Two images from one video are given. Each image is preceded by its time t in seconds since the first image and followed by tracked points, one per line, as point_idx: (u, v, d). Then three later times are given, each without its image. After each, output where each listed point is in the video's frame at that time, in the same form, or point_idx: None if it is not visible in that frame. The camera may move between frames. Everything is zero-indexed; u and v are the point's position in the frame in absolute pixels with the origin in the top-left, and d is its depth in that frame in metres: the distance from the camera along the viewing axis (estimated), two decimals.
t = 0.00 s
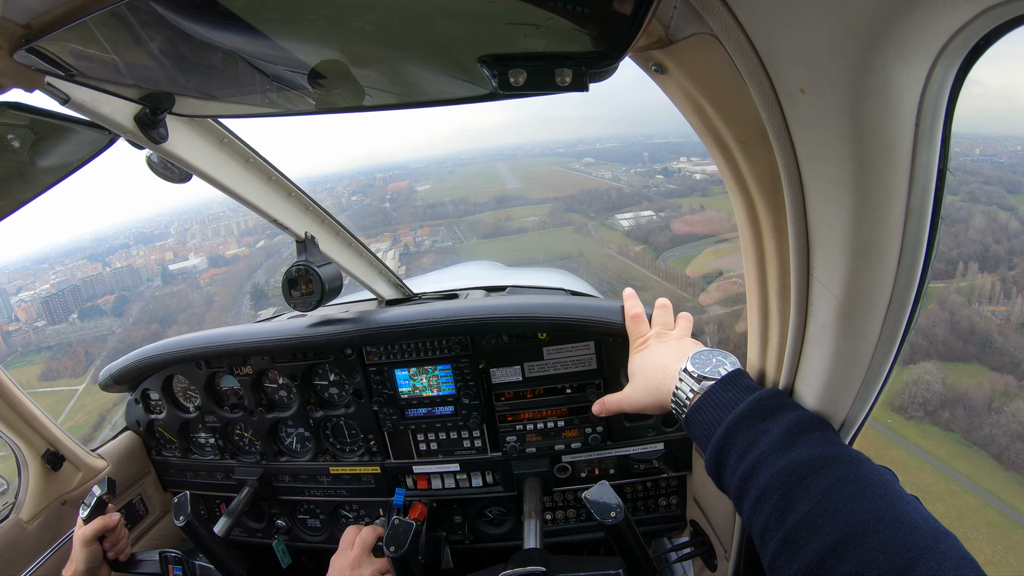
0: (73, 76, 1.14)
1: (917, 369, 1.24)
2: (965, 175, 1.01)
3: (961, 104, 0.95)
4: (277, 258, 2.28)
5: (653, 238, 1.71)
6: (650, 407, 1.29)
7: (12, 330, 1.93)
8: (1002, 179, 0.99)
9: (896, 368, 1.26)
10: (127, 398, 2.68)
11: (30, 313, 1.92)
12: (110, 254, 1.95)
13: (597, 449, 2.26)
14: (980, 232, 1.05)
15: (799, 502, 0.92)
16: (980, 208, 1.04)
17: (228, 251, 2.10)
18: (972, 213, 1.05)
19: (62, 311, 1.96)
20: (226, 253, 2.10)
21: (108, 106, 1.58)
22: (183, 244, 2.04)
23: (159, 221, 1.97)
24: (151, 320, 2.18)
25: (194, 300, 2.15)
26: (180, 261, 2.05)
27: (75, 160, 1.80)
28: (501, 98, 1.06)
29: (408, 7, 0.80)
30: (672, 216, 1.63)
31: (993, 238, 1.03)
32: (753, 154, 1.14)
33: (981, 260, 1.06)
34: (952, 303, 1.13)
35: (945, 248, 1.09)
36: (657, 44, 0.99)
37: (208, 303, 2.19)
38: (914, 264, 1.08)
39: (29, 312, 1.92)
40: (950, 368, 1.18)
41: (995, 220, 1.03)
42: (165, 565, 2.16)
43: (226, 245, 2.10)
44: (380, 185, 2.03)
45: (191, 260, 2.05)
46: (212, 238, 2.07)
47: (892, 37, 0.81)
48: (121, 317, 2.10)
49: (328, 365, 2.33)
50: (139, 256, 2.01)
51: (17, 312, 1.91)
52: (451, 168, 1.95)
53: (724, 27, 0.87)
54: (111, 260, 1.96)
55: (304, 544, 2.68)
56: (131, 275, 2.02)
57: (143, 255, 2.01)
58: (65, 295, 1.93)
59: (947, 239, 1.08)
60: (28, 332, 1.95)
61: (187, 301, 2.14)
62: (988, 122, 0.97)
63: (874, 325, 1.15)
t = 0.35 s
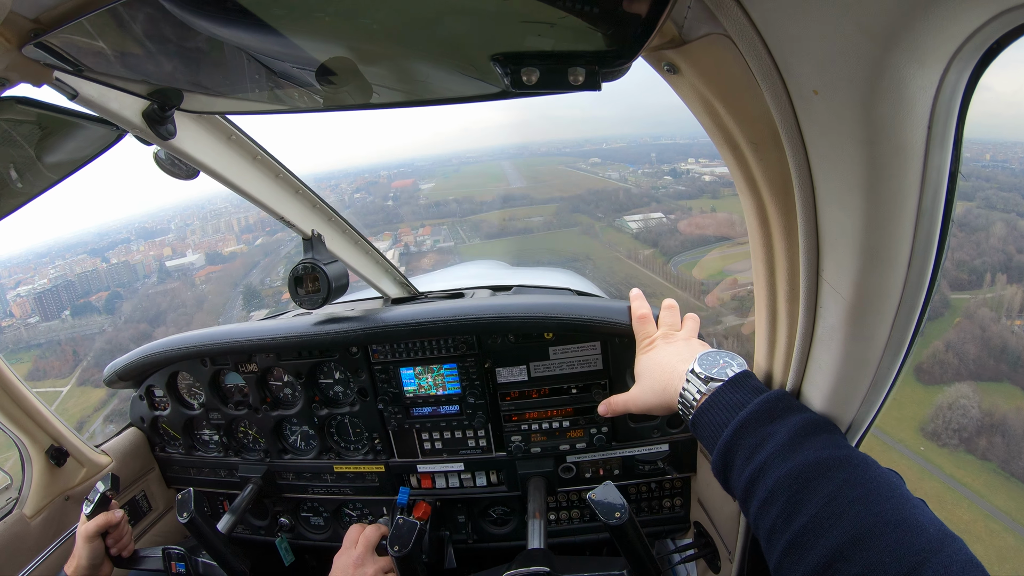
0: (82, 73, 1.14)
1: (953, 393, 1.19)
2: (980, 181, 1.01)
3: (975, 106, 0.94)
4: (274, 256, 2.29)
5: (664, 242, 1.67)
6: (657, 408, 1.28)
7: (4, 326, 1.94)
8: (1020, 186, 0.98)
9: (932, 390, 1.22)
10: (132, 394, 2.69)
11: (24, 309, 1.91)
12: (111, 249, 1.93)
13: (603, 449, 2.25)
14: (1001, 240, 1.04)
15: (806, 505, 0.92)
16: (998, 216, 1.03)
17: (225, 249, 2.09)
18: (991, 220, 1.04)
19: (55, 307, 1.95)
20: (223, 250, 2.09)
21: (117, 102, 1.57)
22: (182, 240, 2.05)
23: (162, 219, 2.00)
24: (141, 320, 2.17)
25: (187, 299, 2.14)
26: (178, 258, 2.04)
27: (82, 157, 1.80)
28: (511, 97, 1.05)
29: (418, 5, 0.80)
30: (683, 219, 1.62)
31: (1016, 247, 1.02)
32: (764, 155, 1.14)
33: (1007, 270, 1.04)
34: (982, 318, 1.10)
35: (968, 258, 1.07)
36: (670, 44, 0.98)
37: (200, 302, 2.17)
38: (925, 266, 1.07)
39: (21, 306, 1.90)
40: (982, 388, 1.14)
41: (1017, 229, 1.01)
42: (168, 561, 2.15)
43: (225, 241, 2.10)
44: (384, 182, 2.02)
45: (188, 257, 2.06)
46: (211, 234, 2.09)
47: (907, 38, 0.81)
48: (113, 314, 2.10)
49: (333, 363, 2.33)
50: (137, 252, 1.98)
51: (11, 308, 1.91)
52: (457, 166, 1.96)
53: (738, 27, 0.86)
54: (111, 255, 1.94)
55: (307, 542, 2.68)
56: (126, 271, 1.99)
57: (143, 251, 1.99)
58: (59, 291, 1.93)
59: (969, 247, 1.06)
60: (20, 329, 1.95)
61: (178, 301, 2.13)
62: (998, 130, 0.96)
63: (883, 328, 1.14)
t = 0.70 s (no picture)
0: (73, 75, 1.14)
1: (985, 407, 1.19)
2: (986, 177, 1.03)
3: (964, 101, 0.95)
4: (263, 257, 2.24)
5: (665, 241, 1.69)
6: (652, 405, 1.28)
7: None
8: None
9: (964, 404, 1.21)
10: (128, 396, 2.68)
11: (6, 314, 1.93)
12: (101, 251, 1.95)
13: (598, 446, 2.26)
14: (1014, 238, 1.05)
15: (801, 501, 0.92)
16: (1009, 214, 1.04)
17: (215, 249, 2.09)
18: (1002, 218, 1.05)
19: (40, 311, 1.95)
20: (212, 250, 2.10)
21: (108, 104, 1.57)
22: (172, 241, 2.05)
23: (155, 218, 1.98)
24: (123, 324, 2.17)
25: (171, 301, 2.18)
26: (167, 258, 2.07)
27: (74, 159, 1.79)
28: (501, 95, 1.05)
29: (407, 6, 0.80)
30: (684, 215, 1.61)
31: None
32: (755, 152, 1.14)
33: None
34: (1004, 322, 1.11)
35: (984, 258, 1.09)
36: (659, 40, 0.99)
37: (183, 305, 2.21)
38: (917, 261, 1.08)
39: (7, 311, 1.92)
40: (1015, 401, 1.14)
41: None
42: (166, 565, 2.16)
43: (214, 242, 2.09)
44: (378, 180, 2.01)
45: (178, 258, 2.08)
46: (203, 234, 2.07)
47: (896, 33, 0.81)
48: (96, 318, 2.08)
49: (328, 363, 2.33)
50: (129, 253, 2.01)
51: None
52: (452, 164, 1.96)
53: (727, 24, 0.87)
54: (100, 257, 1.95)
55: (305, 543, 2.68)
56: (114, 273, 2.01)
57: (133, 252, 2.01)
58: (46, 294, 1.92)
59: (984, 247, 1.09)
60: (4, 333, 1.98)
61: (161, 305, 2.18)
62: (993, 127, 1.00)
63: (876, 323, 1.14)
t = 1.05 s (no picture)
0: (71, 70, 1.13)
1: None
2: (999, 174, 1.02)
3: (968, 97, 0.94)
4: (259, 258, 2.21)
5: (674, 240, 1.70)
6: (651, 403, 1.28)
7: None
8: None
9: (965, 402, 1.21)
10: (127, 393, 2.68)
11: None
12: (99, 250, 1.96)
13: (598, 444, 2.26)
14: None
15: (801, 499, 0.92)
16: None
17: (211, 249, 2.06)
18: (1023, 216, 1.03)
19: (31, 314, 1.95)
20: (207, 251, 2.07)
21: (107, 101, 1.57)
22: (167, 240, 2.04)
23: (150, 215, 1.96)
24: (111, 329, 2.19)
25: (161, 305, 2.18)
26: (162, 258, 2.05)
27: (73, 156, 1.79)
28: (503, 90, 1.05)
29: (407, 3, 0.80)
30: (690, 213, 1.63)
31: None
32: (757, 148, 1.13)
33: None
34: None
35: (1007, 258, 1.08)
36: (660, 36, 0.98)
37: (172, 311, 2.22)
38: (919, 258, 1.07)
39: None
40: None
41: None
42: (165, 563, 2.14)
43: (211, 242, 2.06)
44: (379, 178, 2.00)
45: (173, 258, 2.06)
46: (200, 234, 2.05)
47: (899, 28, 0.80)
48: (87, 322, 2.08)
49: (328, 361, 2.33)
50: (125, 253, 2.01)
51: None
52: (454, 162, 1.95)
53: (729, 20, 0.86)
54: (98, 256, 1.97)
55: (305, 540, 2.67)
56: (108, 274, 2.02)
57: (131, 251, 2.01)
58: (37, 296, 1.93)
59: (1006, 247, 1.07)
60: None
61: (151, 307, 2.17)
62: (1001, 124, 0.98)
63: (878, 320, 1.14)
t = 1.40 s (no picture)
0: (76, 58, 1.13)
1: None
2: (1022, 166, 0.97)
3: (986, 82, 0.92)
4: (261, 259, 2.21)
5: (691, 238, 1.70)
6: (661, 394, 1.27)
7: None
8: None
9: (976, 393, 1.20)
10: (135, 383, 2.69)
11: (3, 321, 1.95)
12: (104, 251, 1.97)
13: (605, 436, 2.25)
14: None
15: (812, 493, 0.91)
16: None
17: (212, 249, 2.09)
18: None
19: (30, 316, 1.96)
20: (210, 251, 2.11)
21: (113, 88, 1.56)
22: (171, 241, 2.06)
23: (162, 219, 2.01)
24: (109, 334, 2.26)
25: (156, 311, 2.25)
26: (164, 259, 2.08)
27: (78, 147, 1.78)
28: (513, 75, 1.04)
29: None
30: (706, 208, 1.63)
31: None
32: (770, 134, 1.12)
33: None
34: None
35: None
36: (673, 20, 0.98)
37: (168, 310, 2.29)
38: (934, 247, 1.06)
39: None
40: None
41: None
42: (171, 553, 2.13)
43: (213, 242, 2.09)
44: (388, 174, 2.03)
45: (175, 258, 2.09)
46: (203, 234, 2.08)
47: (918, 10, 0.79)
48: (84, 326, 2.09)
49: (336, 351, 2.32)
50: (130, 253, 2.01)
51: None
52: (461, 159, 1.94)
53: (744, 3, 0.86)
54: (104, 256, 1.98)
55: (311, 530, 2.68)
56: (109, 275, 2.03)
57: (136, 251, 2.02)
58: (37, 298, 1.94)
59: None
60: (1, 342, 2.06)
61: (147, 313, 2.23)
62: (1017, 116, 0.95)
63: (891, 310, 1.13)
